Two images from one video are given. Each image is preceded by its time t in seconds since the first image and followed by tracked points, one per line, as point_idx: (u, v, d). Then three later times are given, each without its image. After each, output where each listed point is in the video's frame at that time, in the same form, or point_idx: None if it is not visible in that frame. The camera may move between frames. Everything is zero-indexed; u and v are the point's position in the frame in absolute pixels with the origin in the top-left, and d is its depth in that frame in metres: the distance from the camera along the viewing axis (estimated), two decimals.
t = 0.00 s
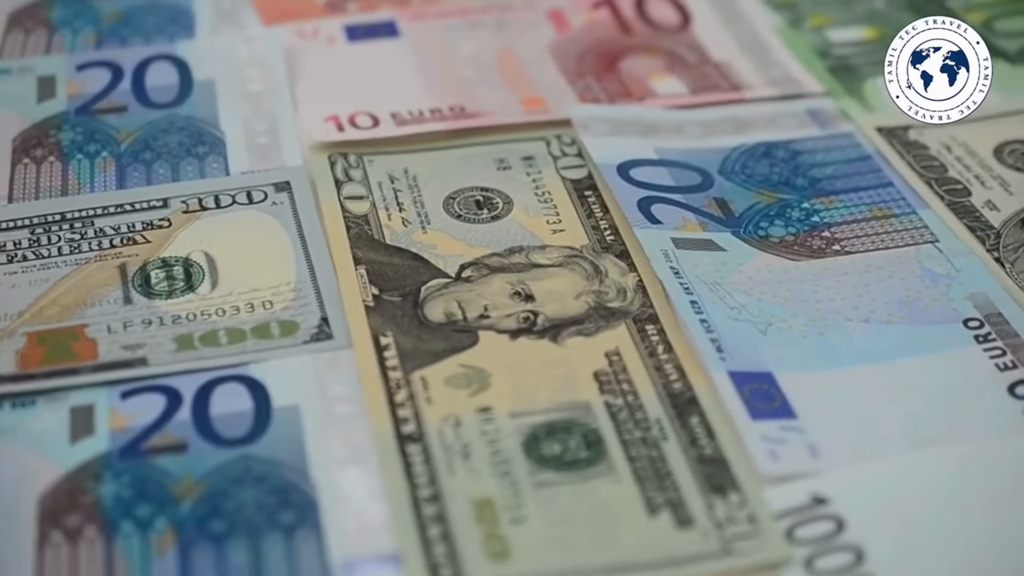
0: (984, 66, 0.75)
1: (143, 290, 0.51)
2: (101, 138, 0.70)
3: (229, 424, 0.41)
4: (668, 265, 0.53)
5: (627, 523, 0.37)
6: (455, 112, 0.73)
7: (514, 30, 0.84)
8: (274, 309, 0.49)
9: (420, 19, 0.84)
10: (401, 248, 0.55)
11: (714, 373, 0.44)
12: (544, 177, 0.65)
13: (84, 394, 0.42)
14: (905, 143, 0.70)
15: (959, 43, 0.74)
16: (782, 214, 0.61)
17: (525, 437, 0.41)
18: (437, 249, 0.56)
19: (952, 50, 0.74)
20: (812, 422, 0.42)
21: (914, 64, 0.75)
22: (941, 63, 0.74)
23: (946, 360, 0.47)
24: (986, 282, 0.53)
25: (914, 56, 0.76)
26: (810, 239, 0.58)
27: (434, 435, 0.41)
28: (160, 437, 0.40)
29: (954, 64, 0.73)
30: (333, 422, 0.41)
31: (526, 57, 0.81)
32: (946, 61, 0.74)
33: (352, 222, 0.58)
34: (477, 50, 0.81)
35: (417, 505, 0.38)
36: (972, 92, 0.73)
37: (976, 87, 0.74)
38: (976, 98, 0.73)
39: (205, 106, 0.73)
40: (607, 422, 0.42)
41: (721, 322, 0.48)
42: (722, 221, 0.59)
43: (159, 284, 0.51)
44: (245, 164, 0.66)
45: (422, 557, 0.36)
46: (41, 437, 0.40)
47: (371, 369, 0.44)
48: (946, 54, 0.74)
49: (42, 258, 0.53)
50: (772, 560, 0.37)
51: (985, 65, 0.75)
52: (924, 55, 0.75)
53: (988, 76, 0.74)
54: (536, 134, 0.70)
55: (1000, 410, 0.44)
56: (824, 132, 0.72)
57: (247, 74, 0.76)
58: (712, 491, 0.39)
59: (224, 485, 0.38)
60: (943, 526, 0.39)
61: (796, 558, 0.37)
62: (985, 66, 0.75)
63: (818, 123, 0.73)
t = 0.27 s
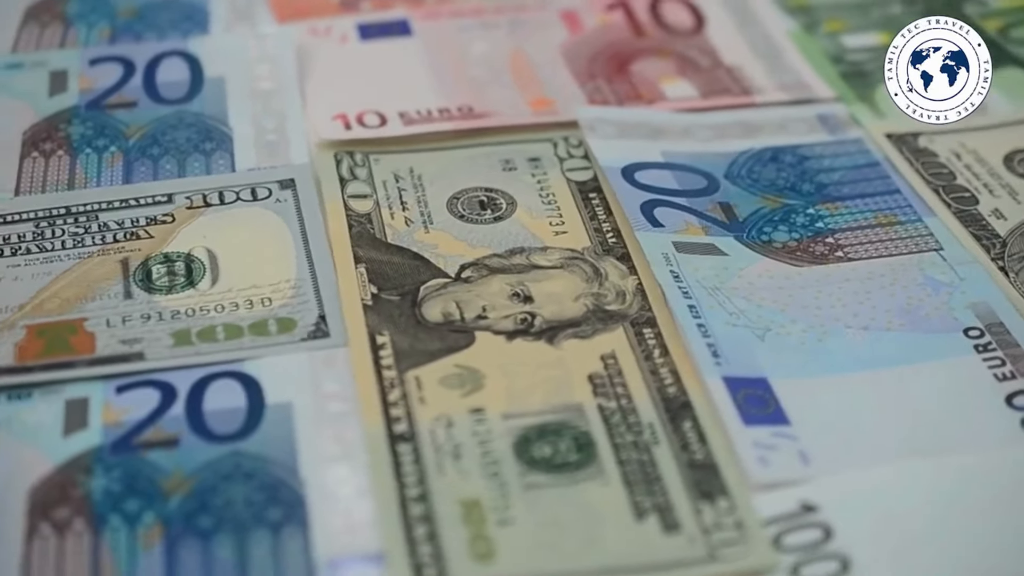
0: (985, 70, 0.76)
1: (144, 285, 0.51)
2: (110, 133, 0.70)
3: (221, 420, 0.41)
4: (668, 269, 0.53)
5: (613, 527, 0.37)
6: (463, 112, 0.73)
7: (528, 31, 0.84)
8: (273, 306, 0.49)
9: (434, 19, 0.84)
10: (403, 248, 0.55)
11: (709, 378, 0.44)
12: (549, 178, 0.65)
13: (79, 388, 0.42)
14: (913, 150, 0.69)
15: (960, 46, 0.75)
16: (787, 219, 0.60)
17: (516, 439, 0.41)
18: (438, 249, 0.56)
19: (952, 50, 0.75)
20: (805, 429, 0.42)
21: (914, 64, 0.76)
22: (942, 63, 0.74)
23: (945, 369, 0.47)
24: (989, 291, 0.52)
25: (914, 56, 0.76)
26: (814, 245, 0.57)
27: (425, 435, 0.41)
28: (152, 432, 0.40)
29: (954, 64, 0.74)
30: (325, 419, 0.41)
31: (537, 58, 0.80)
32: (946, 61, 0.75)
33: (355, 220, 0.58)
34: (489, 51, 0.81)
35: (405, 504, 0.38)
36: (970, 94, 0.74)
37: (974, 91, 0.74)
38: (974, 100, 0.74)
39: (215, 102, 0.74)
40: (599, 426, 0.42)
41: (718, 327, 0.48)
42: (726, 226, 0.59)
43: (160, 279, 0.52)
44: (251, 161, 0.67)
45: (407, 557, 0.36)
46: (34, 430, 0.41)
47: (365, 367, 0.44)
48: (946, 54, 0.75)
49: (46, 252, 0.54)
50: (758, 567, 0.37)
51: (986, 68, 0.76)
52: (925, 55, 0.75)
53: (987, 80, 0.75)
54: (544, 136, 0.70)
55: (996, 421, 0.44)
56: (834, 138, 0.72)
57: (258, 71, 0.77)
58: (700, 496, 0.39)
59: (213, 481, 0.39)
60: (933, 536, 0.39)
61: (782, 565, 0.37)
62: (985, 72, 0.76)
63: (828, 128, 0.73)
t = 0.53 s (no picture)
0: (985, 73, 0.75)
1: (145, 281, 0.52)
2: (118, 129, 0.70)
3: (216, 417, 0.41)
4: (668, 272, 0.52)
5: (601, 531, 0.38)
6: (470, 112, 0.73)
7: (538, 31, 0.83)
8: (272, 303, 0.49)
9: (444, 19, 0.83)
10: (403, 247, 0.55)
11: (704, 382, 0.44)
12: (554, 179, 0.65)
13: (77, 382, 0.43)
14: (921, 156, 0.69)
15: (962, 45, 0.75)
16: (790, 223, 0.60)
17: (509, 439, 0.41)
18: (439, 249, 0.56)
19: (952, 50, 0.74)
20: (799, 435, 0.42)
21: (914, 64, 0.75)
22: (942, 63, 0.74)
23: (943, 377, 0.46)
24: (991, 298, 0.52)
25: (914, 55, 0.75)
26: (816, 250, 0.57)
27: (418, 435, 0.41)
28: (147, 428, 0.41)
29: (954, 64, 0.73)
30: (318, 418, 0.42)
31: (547, 59, 0.80)
32: (946, 61, 0.74)
33: (357, 219, 0.58)
34: (498, 52, 0.80)
35: (394, 504, 0.38)
36: (968, 96, 0.73)
37: (974, 91, 0.74)
38: (973, 101, 0.73)
39: (223, 99, 0.74)
40: (592, 428, 0.42)
41: (715, 332, 0.48)
42: (729, 229, 0.58)
43: (161, 275, 0.52)
44: (257, 159, 0.67)
45: (394, 556, 0.37)
46: (30, 423, 0.41)
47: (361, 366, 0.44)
48: (946, 54, 0.74)
49: (49, 246, 0.54)
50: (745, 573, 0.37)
51: (987, 70, 0.75)
52: (925, 55, 0.74)
53: (986, 83, 0.74)
54: (549, 137, 0.69)
55: (992, 431, 0.43)
56: (842, 143, 0.71)
57: (265, 69, 0.77)
58: (691, 500, 0.39)
59: (204, 478, 0.39)
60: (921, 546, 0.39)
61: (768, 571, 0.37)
62: (986, 72, 0.75)
63: (836, 132, 0.72)
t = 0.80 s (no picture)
0: (984, 76, 0.75)
1: (146, 276, 0.52)
2: (128, 124, 0.71)
3: (209, 413, 0.41)
4: (667, 275, 0.52)
5: (587, 534, 0.38)
6: (478, 112, 0.73)
7: (551, 32, 0.82)
8: (271, 300, 0.49)
9: (457, 19, 0.84)
10: (405, 247, 0.56)
11: (698, 387, 0.44)
12: (559, 181, 0.64)
13: (73, 375, 0.43)
14: (929, 163, 0.68)
15: (963, 46, 0.75)
16: (794, 228, 0.59)
17: (500, 441, 0.41)
18: (440, 249, 0.56)
19: (953, 50, 0.74)
20: (791, 442, 0.42)
21: (914, 63, 0.75)
22: (942, 63, 0.74)
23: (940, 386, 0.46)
24: (993, 307, 0.51)
25: (914, 55, 0.76)
26: (819, 256, 0.57)
27: (409, 435, 0.41)
28: (139, 422, 0.41)
29: (954, 64, 0.74)
30: (310, 415, 0.42)
31: (558, 60, 0.79)
32: (946, 61, 0.74)
33: (359, 217, 0.58)
34: (510, 52, 0.80)
35: (382, 503, 0.38)
36: (965, 99, 0.73)
37: (973, 94, 0.74)
38: (971, 104, 0.73)
39: (233, 96, 0.74)
40: (584, 431, 0.42)
41: (712, 336, 0.48)
42: (732, 233, 0.58)
43: (162, 270, 0.52)
44: (263, 156, 0.67)
45: (379, 556, 0.37)
46: (25, 415, 0.41)
47: (355, 365, 0.44)
48: (947, 54, 0.74)
49: (53, 240, 0.55)
50: None
51: (987, 72, 0.75)
52: (925, 54, 0.75)
53: (985, 87, 0.75)
54: (557, 138, 0.69)
55: (987, 442, 0.43)
56: (850, 149, 0.70)
57: (277, 66, 0.77)
58: (679, 505, 0.39)
59: (194, 474, 0.39)
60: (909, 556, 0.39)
61: None
62: (986, 77, 0.75)
63: (843, 139, 0.71)
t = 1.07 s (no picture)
0: (985, 77, 0.75)
1: (147, 271, 0.52)
2: (137, 120, 0.71)
3: (202, 409, 0.42)
4: (667, 278, 0.52)
5: (574, 537, 0.38)
6: (487, 112, 0.73)
7: (563, 32, 0.82)
8: (270, 297, 0.49)
9: (471, 18, 0.83)
10: (406, 246, 0.56)
11: (692, 392, 0.44)
12: (563, 182, 0.64)
13: (71, 369, 0.44)
14: (937, 170, 0.67)
15: (962, 45, 0.75)
16: (798, 234, 0.59)
17: (491, 442, 0.41)
18: (441, 249, 0.56)
19: (952, 50, 0.74)
20: (783, 448, 0.42)
21: (914, 63, 0.75)
22: (942, 63, 0.74)
23: (937, 395, 0.46)
24: (995, 317, 0.51)
25: (914, 55, 0.76)
26: (822, 262, 0.57)
27: (401, 434, 0.41)
28: (134, 417, 0.41)
29: (954, 64, 0.74)
30: (303, 413, 0.42)
31: (570, 62, 0.79)
32: (946, 61, 0.74)
33: (362, 216, 0.58)
34: (521, 53, 0.80)
35: (370, 502, 0.39)
36: (964, 100, 0.73)
37: (972, 95, 0.73)
38: (969, 105, 0.73)
39: (242, 92, 0.74)
40: (576, 434, 0.42)
41: (709, 341, 0.48)
42: (734, 238, 0.58)
43: (164, 266, 0.53)
44: (270, 153, 0.67)
45: (364, 554, 0.37)
46: (21, 407, 0.42)
47: (350, 364, 0.44)
48: (946, 54, 0.74)
49: (57, 233, 0.55)
50: None
51: (987, 73, 0.75)
52: (924, 54, 0.75)
53: (985, 89, 0.74)
54: (564, 140, 0.69)
55: (981, 453, 0.43)
56: (858, 155, 0.69)
57: (287, 63, 0.77)
58: (668, 510, 0.39)
59: (185, 469, 0.40)
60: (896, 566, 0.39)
61: None
62: (987, 78, 0.75)
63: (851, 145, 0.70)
